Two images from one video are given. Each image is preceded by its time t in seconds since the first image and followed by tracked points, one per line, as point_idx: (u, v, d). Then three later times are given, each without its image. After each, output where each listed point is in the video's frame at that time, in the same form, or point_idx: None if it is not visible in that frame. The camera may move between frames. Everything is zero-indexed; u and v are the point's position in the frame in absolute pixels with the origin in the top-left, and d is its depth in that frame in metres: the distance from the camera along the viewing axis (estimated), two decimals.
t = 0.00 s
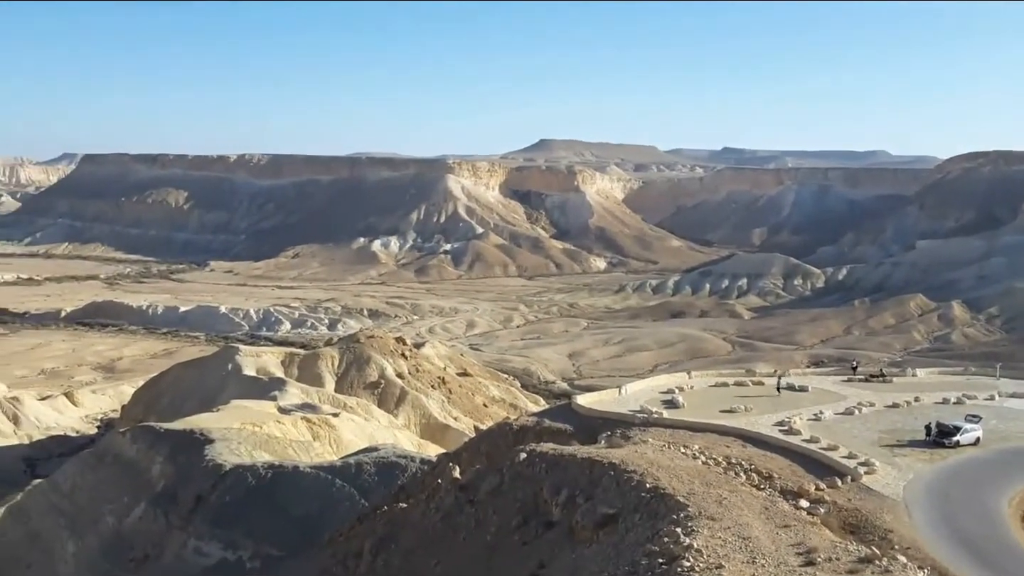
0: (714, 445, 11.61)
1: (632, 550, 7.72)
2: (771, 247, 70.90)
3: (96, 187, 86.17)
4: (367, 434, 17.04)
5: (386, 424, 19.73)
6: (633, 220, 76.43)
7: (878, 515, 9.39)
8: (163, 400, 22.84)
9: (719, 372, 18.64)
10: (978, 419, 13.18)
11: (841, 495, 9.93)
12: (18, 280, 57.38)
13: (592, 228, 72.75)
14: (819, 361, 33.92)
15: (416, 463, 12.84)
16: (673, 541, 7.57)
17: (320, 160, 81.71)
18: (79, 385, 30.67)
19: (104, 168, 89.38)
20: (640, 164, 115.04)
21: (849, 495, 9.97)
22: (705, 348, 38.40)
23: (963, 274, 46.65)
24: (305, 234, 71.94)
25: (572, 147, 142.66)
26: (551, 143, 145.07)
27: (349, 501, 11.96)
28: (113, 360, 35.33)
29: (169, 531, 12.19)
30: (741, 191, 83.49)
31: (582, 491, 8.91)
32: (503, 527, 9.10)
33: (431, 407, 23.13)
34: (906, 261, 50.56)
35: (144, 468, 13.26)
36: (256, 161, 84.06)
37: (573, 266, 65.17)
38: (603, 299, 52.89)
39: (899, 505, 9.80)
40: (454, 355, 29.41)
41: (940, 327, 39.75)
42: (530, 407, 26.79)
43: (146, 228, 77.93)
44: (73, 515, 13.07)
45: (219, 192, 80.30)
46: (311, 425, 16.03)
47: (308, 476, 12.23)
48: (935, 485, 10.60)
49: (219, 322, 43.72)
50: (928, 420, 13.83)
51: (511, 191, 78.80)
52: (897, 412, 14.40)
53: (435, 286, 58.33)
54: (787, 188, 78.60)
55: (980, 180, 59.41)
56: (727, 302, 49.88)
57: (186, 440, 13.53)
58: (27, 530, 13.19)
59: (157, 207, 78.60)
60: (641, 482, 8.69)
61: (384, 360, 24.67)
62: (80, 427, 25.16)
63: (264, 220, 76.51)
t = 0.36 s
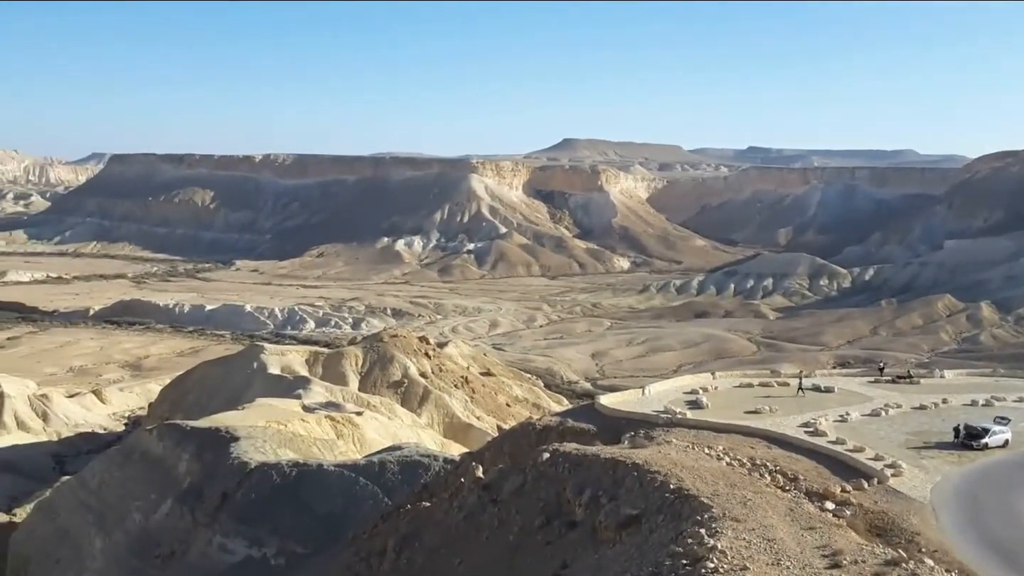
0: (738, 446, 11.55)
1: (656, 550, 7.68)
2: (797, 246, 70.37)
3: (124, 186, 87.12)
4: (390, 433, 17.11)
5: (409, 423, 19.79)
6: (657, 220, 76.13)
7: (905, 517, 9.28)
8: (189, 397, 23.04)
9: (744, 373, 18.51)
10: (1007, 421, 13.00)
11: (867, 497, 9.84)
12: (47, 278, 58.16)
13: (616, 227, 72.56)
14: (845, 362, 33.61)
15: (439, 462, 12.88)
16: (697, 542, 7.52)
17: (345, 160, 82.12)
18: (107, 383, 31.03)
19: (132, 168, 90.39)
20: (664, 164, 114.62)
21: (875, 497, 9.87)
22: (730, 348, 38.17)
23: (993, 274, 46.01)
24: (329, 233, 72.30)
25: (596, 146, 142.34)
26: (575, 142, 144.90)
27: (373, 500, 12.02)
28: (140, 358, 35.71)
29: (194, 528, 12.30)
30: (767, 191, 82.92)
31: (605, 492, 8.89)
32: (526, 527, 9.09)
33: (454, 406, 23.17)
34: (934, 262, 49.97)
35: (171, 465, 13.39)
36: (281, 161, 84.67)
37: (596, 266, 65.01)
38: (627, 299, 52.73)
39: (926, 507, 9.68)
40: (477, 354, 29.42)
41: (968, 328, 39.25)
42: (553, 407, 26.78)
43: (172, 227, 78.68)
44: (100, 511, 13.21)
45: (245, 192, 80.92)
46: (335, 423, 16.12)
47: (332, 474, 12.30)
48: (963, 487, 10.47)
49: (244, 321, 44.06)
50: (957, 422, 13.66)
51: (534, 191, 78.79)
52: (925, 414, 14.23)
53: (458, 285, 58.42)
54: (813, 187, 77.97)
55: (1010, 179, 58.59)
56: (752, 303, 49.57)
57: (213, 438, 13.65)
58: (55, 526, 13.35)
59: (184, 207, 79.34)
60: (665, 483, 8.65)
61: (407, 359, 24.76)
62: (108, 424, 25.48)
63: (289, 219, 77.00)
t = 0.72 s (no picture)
0: (765, 444, 11.47)
1: (681, 548, 7.65)
2: (826, 244, 69.71)
3: (154, 182, 88.12)
4: (416, 428, 17.20)
5: (435, 418, 19.86)
6: (684, 216, 75.72)
7: (935, 518, 9.15)
8: (218, 390, 23.25)
9: (771, 371, 18.36)
10: None
11: (896, 497, 9.73)
12: (79, 273, 58.99)
13: (643, 224, 72.28)
14: (875, 361, 33.25)
15: (464, 457, 12.91)
16: (723, 540, 7.48)
17: (372, 156, 82.49)
18: (138, 376, 31.43)
19: (163, 165, 91.45)
20: (692, 160, 113.95)
21: (903, 497, 9.75)
22: (757, 346, 37.89)
23: None
24: (357, 229, 72.68)
25: (623, 142, 141.80)
26: (602, 139, 144.42)
27: (399, 495, 12.09)
28: (170, 352, 36.12)
29: (222, 520, 12.42)
30: (796, 188, 82.18)
31: (631, 490, 8.87)
32: (551, 523, 9.08)
33: (479, 402, 23.21)
34: (966, 259, 49.25)
35: (199, 458, 13.52)
36: (309, 157, 85.26)
37: (623, 263, 64.79)
38: (653, 296, 52.52)
39: (956, 508, 9.56)
40: (503, 350, 29.44)
41: (1000, 327, 38.66)
42: (578, 403, 26.75)
43: (202, 222, 79.47)
44: (130, 503, 13.36)
45: (273, 188, 81.57)
46: (362, 417, 16.20)
47: (358, 468, 12.37)
48: (993, 488, 10.32)
49: (272, 316, 44.43)
50: (988, 422, 13.45)
51: (561, 187, 78.76)
52: (955, 414, 14.03)
53: (484, 281, 58.49)
54: (843, 184, 77.18)
55: None
56: (780, 300, 49.18)
57: (240, 431, 13.78)
58: (86, 518, 13.53)
59: (213, 202, 80.13)
60: (691, 480, 8.62)
61: (433, 355, 24.85)
62: (138, 417, 25.81)
63: (316, 215, 77.49)
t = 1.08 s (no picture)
0: (791, 445, 11.39)
1: (706, 549, 7.61)
2: (853, 243, 69.04)
3: (182, 180, 88.99)
4: (440, 426, 17.25)
5: (459, 416, 19.88)
6: (710, 215, 75.29)
7: (964, 520, 9.03)
8: (245, 387, 23.44)
9: (796, 370, 18.22)
10: None
11: (925, 499, 9.62)
12: (109, 270, 59.72)
13: (668, 223, 71.97)
14: (903, 361, 32.91)
15: (488, 455, 12.93)
16: (748, 541, 7.43)
17: (397, 154, 82.78)
18: (166, 372, 31.78)
19: (191, 163, 92.35)
20: (718, 158, 113.32)
21: (932, 499, 9.64)
22: (783, 346, 37.62)
23: None
24: (382, 227, 72.94)
25: (648, 140, 141.25)
26: (627, 137, 143.98)
27: (423, 492, 12.13)
28: (197, 349, 36.47)
29: (248, 516, 12.51)
30: (824, 186, 81.48)
31: (655, 489, 8.84)
32: (575, 522, 9.07)
33: (504, 400, 23.22)
34: (996, 259, 48.60)
35: (226, 454, 13.66)
36: (335, 156, 85.77)
37: (648, 262, 64.56)
38: (678, 295, 52.29)
39: (985, 510, 9.43)
40: (527, 349, 29.41)
41: None
42: (602, 402, 26.70)
43: (229, 221, 80.14)
44: (158, 498, 13.51)
45: (299, 187, 82.08)
46: (386, 415, 16.28)
47: (382, 465, 12.43)
48: None
49: (298, 314, 44.72)
50: (1018, 424, 13.26)
51: (585, 186, 78.73)
52: (985, 415, 13.85)
53: (509, 280, 58.49)
54: (871, 183, 76.41)
55: None
56: (806, 300, 48.78)
57: (266, 428, 13.91)
58: (115, 512, 13.69)
59: (240, 200, 80.81)
60: (717, 481, 8.58)
61: (457, 353, 24.90)
62: (166, 413, 26.03)
63: (342, 213, 77.88)
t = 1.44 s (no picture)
0: (825, 445, 11.27)
1: (738, 549, 7.56)
2: (890, 241, 68.12)
3: (218, 177, 90.03)
4: (470, 422, 17.29)
5: (490, 413, 19.93)
6: (743, 212, 74.62)
7: (1001, 523, 8.88)
8: (278, 382, 23.66)
9: (830, 369, 18.02)
10: None
11: (961, 501, 9.47)
12: (146, 265, 60.58)
13: (701, 220, 71.47)
14: (940, 361, 32.40)
15: (519, 452, 12.95)
16: (781, 542, 7.37)
17: (429, 151, 83.07)
18: (201, 366, 32.19)
19: (226, 160, 93.41)
20: (752, 155, 112.40)
21: (969, 501, 9.49)
22: (818, 345, 37.21)
23: None
24: (414, 223, 73.21)
25: (681, 137, 140.34)
26: (660, 134, 143.26)
27: (454, 488, 12.17)
28: (232, 344, 36.88)
29: (281, 509, 12.64)
30: (860, 183, 80.53)
31: (687, 488, 8.80)
32: (605, 520, 9.06)
33: (534, 397, 23.22)
34: None
35: (260, 448, 13.82)
36: (368, 153, 86.28)
37: (680, 259, 64.19)
38: (711, 293, 51.93)
39: None
40: (559, 346, 29.39)
41: None
42: (633, 400, 26.60)
43: (263, 217, 80.94)
44: (193, 490, 13.69)
45: (332, 183, 82.68)
46: (417, 411, 16.36)
47: (413, 461, 12.50)
48: None
49: (331, 309, 45.06)
50: None
51: (617, 183, 78.54)
52: None
53: (540, 276, 58.46)
54: (908, 180, 75.36)
55: None
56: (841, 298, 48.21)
57: (299, 422, 14.06)
58: (151, 503, 13.89)
59: (274, 197, 81.62)
60: (749, 480, 8.52)
61: (488, 350, 24.96)
62: (202, 407, 26.36)
63: (375, 209, 78.28)
